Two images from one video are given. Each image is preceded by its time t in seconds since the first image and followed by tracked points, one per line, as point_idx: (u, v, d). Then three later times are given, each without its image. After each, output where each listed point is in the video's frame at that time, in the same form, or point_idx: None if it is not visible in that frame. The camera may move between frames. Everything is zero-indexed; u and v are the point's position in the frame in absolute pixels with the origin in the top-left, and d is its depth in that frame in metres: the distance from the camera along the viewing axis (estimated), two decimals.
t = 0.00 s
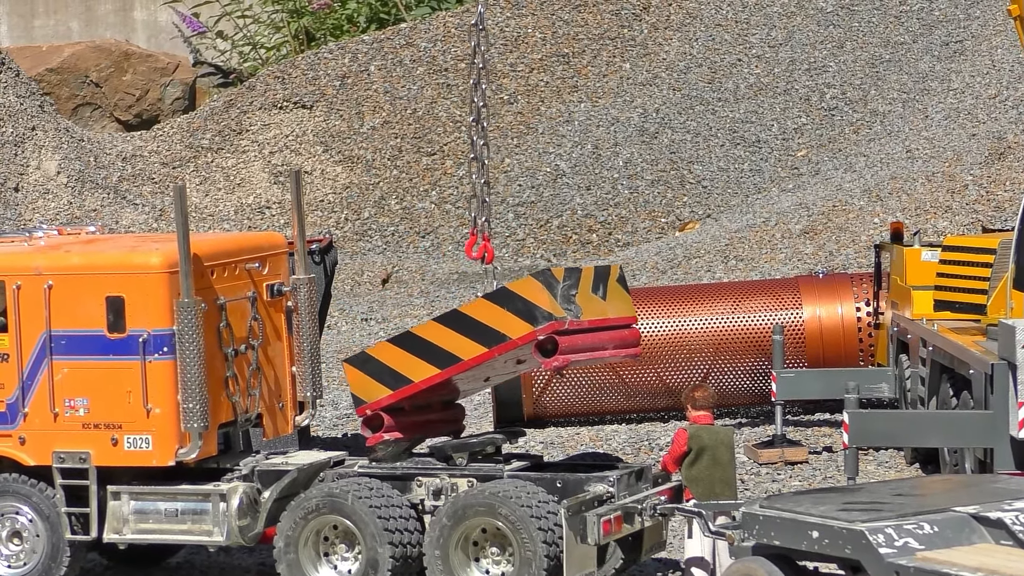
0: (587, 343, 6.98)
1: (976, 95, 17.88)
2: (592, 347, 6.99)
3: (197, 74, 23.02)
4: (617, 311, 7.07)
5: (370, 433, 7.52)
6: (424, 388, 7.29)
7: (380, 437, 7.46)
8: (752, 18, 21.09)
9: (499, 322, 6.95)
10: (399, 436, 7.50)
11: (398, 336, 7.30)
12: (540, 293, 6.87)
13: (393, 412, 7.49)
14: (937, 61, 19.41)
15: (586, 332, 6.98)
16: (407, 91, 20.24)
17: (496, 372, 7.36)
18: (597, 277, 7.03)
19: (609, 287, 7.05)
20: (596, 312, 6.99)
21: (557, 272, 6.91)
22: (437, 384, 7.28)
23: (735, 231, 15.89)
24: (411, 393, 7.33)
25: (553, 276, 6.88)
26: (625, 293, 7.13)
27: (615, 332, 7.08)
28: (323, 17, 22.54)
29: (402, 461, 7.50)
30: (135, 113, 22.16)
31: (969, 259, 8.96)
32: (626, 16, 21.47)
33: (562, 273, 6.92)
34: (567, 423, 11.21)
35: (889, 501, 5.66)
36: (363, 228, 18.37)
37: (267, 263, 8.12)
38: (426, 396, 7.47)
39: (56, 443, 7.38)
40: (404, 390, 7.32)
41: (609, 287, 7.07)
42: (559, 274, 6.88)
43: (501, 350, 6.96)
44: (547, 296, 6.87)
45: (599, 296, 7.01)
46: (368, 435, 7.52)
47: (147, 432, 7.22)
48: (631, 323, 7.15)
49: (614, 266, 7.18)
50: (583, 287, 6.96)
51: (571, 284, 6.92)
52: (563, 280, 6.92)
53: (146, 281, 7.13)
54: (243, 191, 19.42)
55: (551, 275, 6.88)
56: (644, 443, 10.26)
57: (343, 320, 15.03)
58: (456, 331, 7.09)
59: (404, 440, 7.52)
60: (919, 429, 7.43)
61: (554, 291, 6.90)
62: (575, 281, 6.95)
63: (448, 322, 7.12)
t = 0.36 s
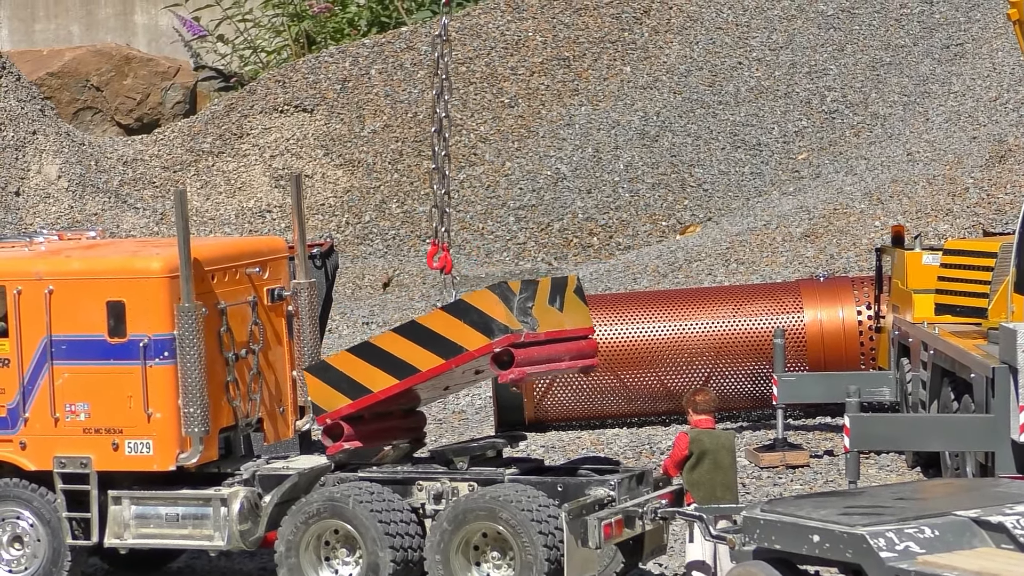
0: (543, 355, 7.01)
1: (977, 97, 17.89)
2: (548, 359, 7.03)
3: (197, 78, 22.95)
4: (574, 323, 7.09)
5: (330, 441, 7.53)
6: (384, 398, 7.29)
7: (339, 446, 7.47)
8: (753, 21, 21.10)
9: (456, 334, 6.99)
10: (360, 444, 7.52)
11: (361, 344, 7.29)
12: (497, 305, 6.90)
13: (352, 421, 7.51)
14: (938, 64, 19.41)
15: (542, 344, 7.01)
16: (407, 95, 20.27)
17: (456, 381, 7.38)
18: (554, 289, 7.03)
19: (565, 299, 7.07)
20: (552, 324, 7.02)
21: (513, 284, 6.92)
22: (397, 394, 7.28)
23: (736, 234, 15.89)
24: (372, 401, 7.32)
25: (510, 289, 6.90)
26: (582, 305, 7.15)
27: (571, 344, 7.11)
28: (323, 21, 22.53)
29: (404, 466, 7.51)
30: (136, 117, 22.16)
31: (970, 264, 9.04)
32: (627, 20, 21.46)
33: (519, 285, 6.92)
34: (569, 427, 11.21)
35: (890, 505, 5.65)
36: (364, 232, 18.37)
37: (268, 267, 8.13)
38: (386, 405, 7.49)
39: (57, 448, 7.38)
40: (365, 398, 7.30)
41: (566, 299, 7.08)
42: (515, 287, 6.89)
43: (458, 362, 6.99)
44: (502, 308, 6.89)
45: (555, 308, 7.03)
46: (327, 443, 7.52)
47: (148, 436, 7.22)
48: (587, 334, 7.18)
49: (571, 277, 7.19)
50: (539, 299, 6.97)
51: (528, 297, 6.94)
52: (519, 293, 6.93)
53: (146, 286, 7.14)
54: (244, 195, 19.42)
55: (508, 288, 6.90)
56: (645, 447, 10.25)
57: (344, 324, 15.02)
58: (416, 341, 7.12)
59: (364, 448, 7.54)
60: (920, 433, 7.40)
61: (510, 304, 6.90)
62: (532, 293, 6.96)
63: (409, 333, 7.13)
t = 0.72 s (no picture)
0: (515, 365, 6.99)
1: (978, 99, 17.89)
2: (520, 368, 7.00)
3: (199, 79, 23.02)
4: (553, 333, 7.09)
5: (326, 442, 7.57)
6: (372, 402, 7.33)
7: (333, 447, 7.51)
8: (754, 23, 21.10)
9: (432, 339, 7.01)
10: (354, 447, 7.56)
11: (352, 347, 7.34)
12: (468, 312, 6.90)
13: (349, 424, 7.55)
14: (939, 66, 19.41)
15: (516, 353, 7.01)
16: (408, 97, 20.28)
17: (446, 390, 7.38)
18: (534, 299, 7.07)
19: (546, 310, 7.09)
20: (528, 334, 7.01)
21: (488, 292, 6.96)
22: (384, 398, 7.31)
23: (737, 235, 15.89)
24: (362, 406, 7.37)
25: (483, 296, 6.92)
26: (564, 316, 7.15)
27: (550, 354, 7.10)
28: (325, 22, 22.53)
29: (405, 468, 7.53)
30: (138, 119, 22.14)
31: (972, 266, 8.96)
32: (628, 21, 21.45)
33: (493, 293, 6.96)
34: (570, 428, 11.21)
35: (891, 507, 5.65)
36: (365, 233, 18.37)
37: (269, 269, 8.13)
38: (381, 410, 7.52)
39: (59, 449, 7.38)
40: (354, 402, 7.36)
41: (547, 309, 7.11)
42: (488, 295, 6.93)
43: (433, 369, 7.01)
44: (474, 315, 6.90)
45: (534, 318, 7.05)
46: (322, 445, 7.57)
47: (149, 438, 7.23)
48: (568, 346, 7.15)
49: (555, 288, 7.22)
50: (515, 308, 6.98)
51: (503, 305, 6.96)
52: (494, 301, 6.96)
53: (147, 287, 7.15)
54: (245, 196, 19.42)
55: (481, 295, 6.93)
56: (646, 449, 10.25)
57: (345, 325, 15.03)
58: (399, 347, 7.14)
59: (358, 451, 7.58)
60: (922, 435, 7.39)
61: (481, 311, 6.91)
62: (507, 302, 6.98)
63: (392, 338, 7.17)
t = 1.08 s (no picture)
0: (514, 372, 6.93)
1: (978, 102, 17.92)
2: (520, 375, 6.94)
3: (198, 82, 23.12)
4: (559, 340, 7.01)
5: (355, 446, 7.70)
6: (392, 407, 7.39)
7: (359, 452, 7.64)
8: (754, 26, 21.10)
9: (438, 345, 7.04)
10: (379, 452, 7.66)
11: (375, 352, 7.41)
12: (466, 318, 6.89)
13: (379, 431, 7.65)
14: (939, 69, 19.42)
15: (516, 360, 6.94)
16: (409, 99, 20.27)
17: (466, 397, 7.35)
18: (540, 305, 7.00)
19: (553, 316, 7.01)
20: (530, 340, 6.95)
21: (488, 298, 6.94)
22: (404, 402, 7.36)
23: (737, 238, 15.89)
24: (385, 411, 7.44)
25: (482, 302, 6.89)
26: (573, 323, 7.05)
27: (554, 361, 7.01)
28: (325, 25, 22.54)
29: (405, 471, 7.54)
30: (137, 121, 22.17)
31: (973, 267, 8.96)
32: (627, 24, 21.46)
33: (493, 300, 6.93)
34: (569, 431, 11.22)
35: (892, 509, 5.64)
36: (365, 236, 18.38)
37: (269, 272, 8.13)
38: (407, 416, 7.58)
39: (59, 452, 7.39)
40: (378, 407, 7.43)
41: (555, 316, 7.02)
42: (489, 301, 6.91)
43: (438, 375, 7.03)
44: (473, 321, 6.89)
45: (539, 324, 6.98)
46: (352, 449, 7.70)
47: (149, 441, 7.23)
48: (576, 353, 7.05)
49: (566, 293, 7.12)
50: (517, 314, 6.94)
51: (504, 311, 6.92)
52: (494, 306, 6.93)
53: (147, 291, 7.15)
54: (245, 199, 19.42)
55: (480, 301, 6.91)
56: (646, 452, 10.25)
57: (345, 327, 15.04)
58: (410, 351, 7.18)
59: (384, 457, 7.67)
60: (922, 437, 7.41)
61: (481, 318, 6.90)
62: (509, 308, 6.94)
63: (405, 342, 7.21)
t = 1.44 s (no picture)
0: (520, 373, 6.90)
1: (979, 105, 17.93)
2: (528, 375, 6.90)
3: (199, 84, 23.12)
4: (569, 341, 6.99)
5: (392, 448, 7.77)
6: (420, 410, 7.41)
7: (392, 456, 7.75)
8: (755, 28, 21.11)
9: (451, 347, 7.07)
10: (411, 456, 7.74)
11: (401, 356, 7.47)
12: (473, 318, 6.89)
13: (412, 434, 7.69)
14: (940, 72, 19.41)
15: (524, 361, 6.91)
16: (410, 102, 20.28)
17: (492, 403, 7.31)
18: (551, 305, 7.00)
19: (564, 317, 7.00)
20: (538, 340, 6.94)
21: (496, 299, 6.97)
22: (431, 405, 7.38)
23: (738, 241, 15.89)
24: (414, 414, 7.47)
25: (489, 301, 6.93)
26: (585, 324, 7.03)
27: (564, 362, 6.98)
28: (326, 28, 22.55)
29: (406, 472, 7.56)
30: (138, 124, 22.23)
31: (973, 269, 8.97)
32: (629, 26, 21.46)
33: (501, 301, 6.97)
34: (570, 433, 11.22)
35: (892, 512, 5.63)
36: (366, 239, 18.39)
37: (270, 275, 8.15)
38: (438, 419, 7.59)
39: (60, 454, 7.39)
40: (407, 410, 7.47)
41: (566, 317, 7.01)
42: (496, 301, 6.94)
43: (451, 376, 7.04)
44: (479, 320, 6.88)
45: (550, 324, 6.98)
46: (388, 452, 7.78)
47: (150, 443, 7.25)
48: (587, 355, 7.03)
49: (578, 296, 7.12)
50: (525, 314, 6.95)
51: (512, 312, 6.95)
52: (502, 307, 6.96)
53: (148, 293, 7.15)
54: (246, 202, 19.43)
55: (488, 301, 6.94)
56: (647, 454, 10.25)
57: (345, 330, 15.05)
58: (430, 354, 7.23)
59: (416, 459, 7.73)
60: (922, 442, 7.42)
61: (487, 318, 6.90)
62: (516, 310, 6.95)
63: (424, 346, 7.26)
